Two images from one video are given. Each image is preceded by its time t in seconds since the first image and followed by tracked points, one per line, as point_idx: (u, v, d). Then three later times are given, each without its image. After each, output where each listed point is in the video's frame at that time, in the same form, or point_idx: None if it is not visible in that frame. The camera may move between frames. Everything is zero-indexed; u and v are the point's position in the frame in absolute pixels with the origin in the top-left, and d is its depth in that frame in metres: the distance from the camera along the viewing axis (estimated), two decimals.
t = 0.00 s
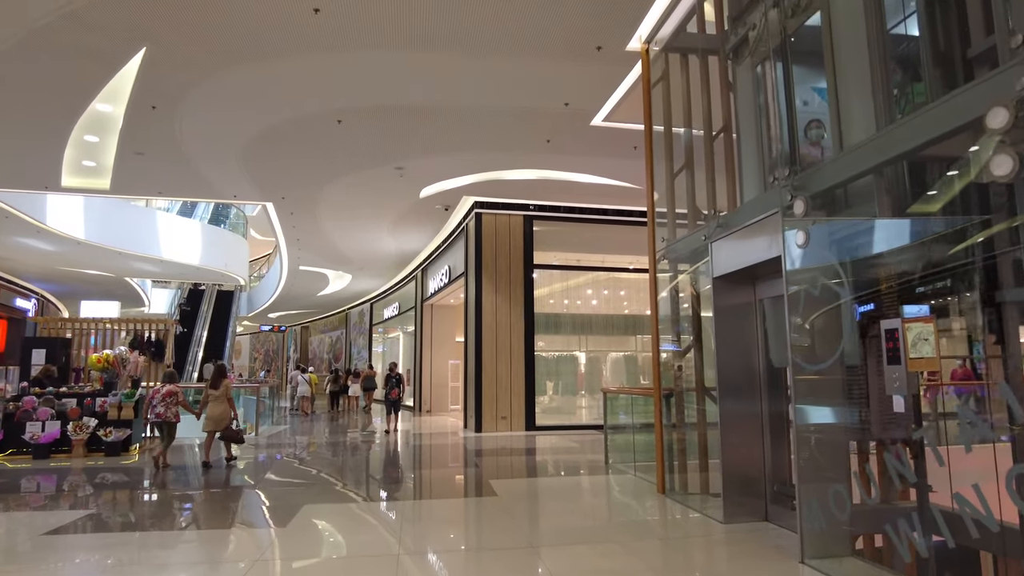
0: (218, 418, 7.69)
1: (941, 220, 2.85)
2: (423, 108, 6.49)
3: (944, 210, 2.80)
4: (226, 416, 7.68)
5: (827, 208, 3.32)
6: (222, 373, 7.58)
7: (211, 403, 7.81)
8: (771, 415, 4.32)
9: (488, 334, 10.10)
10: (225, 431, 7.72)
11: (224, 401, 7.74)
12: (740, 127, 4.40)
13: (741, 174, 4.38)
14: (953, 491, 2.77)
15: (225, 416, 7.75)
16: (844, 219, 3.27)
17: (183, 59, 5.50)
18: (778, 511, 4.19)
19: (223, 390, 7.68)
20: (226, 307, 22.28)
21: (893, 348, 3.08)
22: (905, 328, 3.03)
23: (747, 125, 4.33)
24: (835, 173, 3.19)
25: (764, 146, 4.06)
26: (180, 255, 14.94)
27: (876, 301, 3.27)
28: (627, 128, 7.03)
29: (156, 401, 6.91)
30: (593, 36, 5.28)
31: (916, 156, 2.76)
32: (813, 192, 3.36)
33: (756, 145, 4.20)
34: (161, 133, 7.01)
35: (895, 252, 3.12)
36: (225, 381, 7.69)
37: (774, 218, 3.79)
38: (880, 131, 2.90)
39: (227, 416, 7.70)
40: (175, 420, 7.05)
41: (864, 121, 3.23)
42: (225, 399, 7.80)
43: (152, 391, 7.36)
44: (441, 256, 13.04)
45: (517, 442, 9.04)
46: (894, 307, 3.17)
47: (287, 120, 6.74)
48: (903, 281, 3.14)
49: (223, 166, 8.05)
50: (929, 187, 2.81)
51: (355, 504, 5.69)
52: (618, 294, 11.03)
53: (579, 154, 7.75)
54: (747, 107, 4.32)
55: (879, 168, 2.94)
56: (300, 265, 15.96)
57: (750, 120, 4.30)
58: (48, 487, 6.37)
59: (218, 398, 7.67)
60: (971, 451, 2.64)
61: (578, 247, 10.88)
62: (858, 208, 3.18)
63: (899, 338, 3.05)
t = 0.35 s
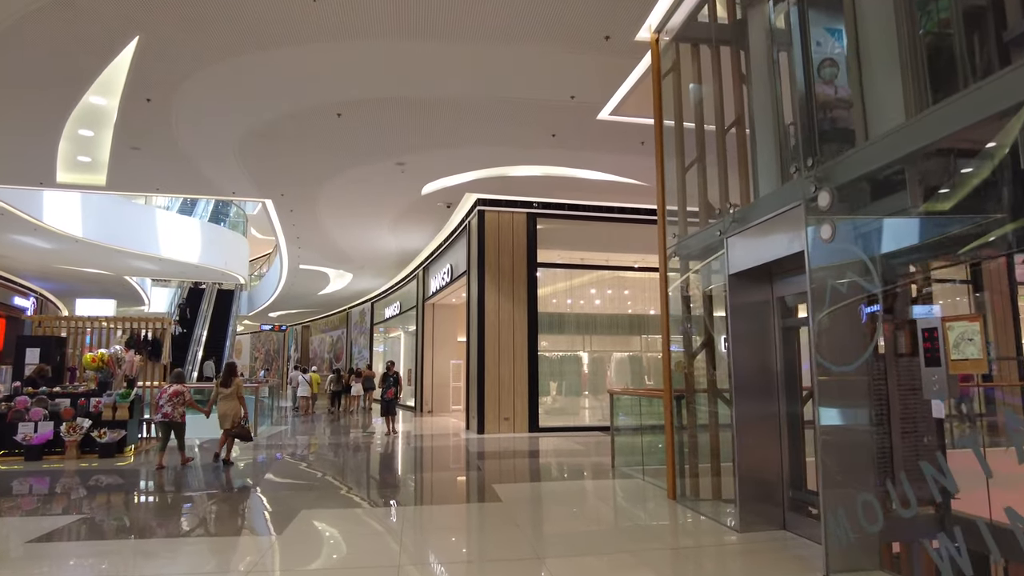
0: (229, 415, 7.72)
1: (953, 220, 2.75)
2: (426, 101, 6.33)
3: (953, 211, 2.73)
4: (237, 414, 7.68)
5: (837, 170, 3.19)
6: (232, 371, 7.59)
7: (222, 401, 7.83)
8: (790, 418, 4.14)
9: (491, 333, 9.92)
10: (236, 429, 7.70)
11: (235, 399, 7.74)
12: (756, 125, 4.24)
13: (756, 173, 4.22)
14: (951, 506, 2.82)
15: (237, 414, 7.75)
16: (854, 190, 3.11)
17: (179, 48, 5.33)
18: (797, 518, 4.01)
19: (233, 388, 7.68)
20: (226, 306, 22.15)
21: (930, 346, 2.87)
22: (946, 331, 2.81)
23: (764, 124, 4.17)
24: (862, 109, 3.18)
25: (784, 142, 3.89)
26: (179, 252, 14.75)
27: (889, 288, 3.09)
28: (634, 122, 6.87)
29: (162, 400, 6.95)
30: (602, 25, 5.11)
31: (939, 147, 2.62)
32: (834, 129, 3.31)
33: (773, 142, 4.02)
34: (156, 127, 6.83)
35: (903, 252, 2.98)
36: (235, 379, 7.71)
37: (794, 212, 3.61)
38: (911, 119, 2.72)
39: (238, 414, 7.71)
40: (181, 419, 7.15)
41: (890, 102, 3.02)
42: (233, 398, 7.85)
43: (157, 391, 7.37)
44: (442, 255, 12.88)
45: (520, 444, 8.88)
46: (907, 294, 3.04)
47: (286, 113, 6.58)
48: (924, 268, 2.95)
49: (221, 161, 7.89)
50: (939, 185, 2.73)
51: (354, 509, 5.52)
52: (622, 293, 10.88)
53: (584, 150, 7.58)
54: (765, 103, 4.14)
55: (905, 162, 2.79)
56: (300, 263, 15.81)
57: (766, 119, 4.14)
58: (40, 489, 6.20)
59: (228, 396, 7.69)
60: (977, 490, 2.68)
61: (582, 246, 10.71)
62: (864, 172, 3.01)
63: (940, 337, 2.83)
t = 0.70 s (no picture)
0: (236, 415, 7.75)
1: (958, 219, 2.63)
2: (426, 92, 6.15)
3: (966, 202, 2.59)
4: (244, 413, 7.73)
5: (846, 103, 3.20)
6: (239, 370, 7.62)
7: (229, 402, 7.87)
8: (807, 418, 3.97)
9: (492, 332, 9.75)
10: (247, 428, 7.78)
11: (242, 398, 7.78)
12: (767, 117, 4.08)
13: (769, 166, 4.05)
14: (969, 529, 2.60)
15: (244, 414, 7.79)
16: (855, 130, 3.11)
17: (170, 36, 5.16)
18: (815, 523, 3.85)
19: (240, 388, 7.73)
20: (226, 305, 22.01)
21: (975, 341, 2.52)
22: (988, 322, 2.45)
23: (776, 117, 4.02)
24: (877, 36, 3.07)
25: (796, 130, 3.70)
26: (177, 250, 14.60)
27: (911, 340, 2.87)
28: (640, 115, 6.70)
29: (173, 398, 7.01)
30: (609, 11, 4.93)
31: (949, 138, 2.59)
32: (848, 59, 3.30)
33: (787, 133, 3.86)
34: (150, 119, 6.66)
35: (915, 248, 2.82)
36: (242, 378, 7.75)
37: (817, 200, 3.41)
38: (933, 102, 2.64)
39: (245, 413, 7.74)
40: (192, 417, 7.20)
41: (905, 41, 2.88)
42: (239, 397, 7.90)
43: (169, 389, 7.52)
44: (443, 252, 12.72)
45: (522, 444, 8.71)
46: (921, 303, 2.81)
47: (283, 105, 6.41)
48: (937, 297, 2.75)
49: (218, 155, 7.74)
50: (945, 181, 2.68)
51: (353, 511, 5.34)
52: (626, 291, 10.70)
53: (589, 143, 7.41)
54: (776, 92, 3.98)
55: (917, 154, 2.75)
56: (298, 261, 15.66)
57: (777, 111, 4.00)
58: (30, 491, 6.04)
59: (235, 395, 7.73)
60: (990, 501, 2.44)
61: (585, 243, 10.54)
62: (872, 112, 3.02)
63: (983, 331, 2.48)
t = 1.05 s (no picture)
0: (241, 414, 7.67)
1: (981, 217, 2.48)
2: (424, 82, 5.96)
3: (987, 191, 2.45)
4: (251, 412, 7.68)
5: (862, 16, 3.05)
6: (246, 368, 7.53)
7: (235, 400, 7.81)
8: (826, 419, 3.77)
9: (494, 330, 9.56)
10: (251, 427, 7.72)
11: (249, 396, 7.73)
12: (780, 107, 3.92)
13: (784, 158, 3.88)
14: (998, 562, 2.49)
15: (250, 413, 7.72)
16: (874, 76, 2.97)
17: (158, 23, 4.99)
18: (833, 531, 3.66)
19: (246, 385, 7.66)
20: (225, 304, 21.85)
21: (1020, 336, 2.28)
22: None
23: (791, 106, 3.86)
24: None
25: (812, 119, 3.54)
26: (175, 248, 14.41)
27: (938, 399, 2.72)
28: (644, 106, 6.52)
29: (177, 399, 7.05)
30: None
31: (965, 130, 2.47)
32: None
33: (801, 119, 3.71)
34: (141, 112, 6.49)
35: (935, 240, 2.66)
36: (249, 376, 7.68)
37: (838, 186, 3.23)
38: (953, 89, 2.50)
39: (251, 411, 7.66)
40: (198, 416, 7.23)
41: None
42: (246, 396, 7.83)
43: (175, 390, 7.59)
44: (444, 250, 12.54)
45: (524, 445, 8.52)
46: (928, 300, 2.72)
47: (277, 97, 6.24)
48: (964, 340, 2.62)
49: (212, 150, 7.56)
50: (963, 176, 2.55)
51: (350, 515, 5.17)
52: (629, 289, 10.49)
53: (592, 136, 7.22)
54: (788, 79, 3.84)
55: (930, 146, 2.64)
56: (298, 259, 15.50)
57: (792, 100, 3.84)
58: (19, 494, 5.86)
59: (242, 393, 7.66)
60: None
61: (587, 239, 10.34)
62: (890, 51, 2.87)
63: None
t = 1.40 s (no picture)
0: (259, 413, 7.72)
1: None
2: (429, 73, 5.80)
3: None
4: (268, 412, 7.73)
5: None
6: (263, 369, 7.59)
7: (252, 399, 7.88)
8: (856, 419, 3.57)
9: (501, 329, 9.38)
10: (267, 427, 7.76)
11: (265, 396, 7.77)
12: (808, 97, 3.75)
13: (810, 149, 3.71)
14: None
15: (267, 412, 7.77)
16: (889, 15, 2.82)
17: (155, 12, 4.84)
18: (863, 539, 3.47)
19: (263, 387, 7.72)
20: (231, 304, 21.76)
21: None
22: None
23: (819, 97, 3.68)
24: None
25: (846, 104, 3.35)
26: (179, 247, 14.30)
27: (984, 419, 2.62)
28: (656, 97, 6.33)
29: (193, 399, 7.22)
30: None
31: (992, 121, 2.40)
32: None
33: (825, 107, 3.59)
34: (140, 106, 6.34)
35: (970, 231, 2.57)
36: (265, 377, 7.73)
37: (869, 172, 3.00)
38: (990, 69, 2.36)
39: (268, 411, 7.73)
40: (212, 416, 7.44)
41: None
42: (264, 396, 7.88)
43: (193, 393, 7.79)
44: (450, 248, 12.37)
45: (531, 447, 8.34)
46: (948, 294, 2.68)
47: (279, 90, 6.08)
48: (997, 380, 2.58)
49: (214, 146, 7.42)
50: (981, 170, 2.50)
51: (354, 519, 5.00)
52: (638, 287, 10.29)
53: (601, 129, 7.04)
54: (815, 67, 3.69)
55: (958, 132, 2.52)
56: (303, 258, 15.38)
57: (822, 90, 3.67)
58: (17, 496, 5.73)
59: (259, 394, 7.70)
60: None
61: (596, 236, 10.15)
62: None
63: None
